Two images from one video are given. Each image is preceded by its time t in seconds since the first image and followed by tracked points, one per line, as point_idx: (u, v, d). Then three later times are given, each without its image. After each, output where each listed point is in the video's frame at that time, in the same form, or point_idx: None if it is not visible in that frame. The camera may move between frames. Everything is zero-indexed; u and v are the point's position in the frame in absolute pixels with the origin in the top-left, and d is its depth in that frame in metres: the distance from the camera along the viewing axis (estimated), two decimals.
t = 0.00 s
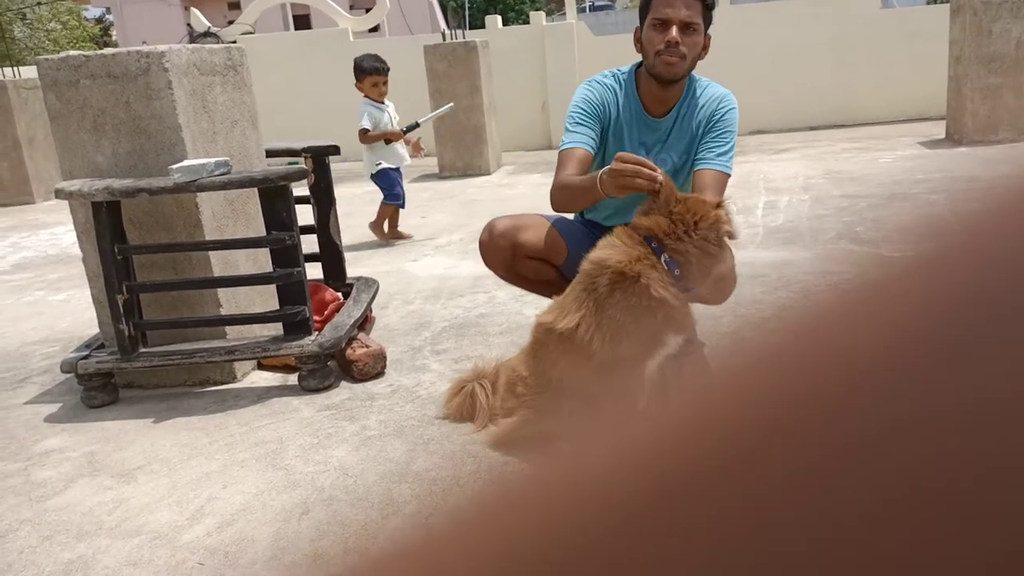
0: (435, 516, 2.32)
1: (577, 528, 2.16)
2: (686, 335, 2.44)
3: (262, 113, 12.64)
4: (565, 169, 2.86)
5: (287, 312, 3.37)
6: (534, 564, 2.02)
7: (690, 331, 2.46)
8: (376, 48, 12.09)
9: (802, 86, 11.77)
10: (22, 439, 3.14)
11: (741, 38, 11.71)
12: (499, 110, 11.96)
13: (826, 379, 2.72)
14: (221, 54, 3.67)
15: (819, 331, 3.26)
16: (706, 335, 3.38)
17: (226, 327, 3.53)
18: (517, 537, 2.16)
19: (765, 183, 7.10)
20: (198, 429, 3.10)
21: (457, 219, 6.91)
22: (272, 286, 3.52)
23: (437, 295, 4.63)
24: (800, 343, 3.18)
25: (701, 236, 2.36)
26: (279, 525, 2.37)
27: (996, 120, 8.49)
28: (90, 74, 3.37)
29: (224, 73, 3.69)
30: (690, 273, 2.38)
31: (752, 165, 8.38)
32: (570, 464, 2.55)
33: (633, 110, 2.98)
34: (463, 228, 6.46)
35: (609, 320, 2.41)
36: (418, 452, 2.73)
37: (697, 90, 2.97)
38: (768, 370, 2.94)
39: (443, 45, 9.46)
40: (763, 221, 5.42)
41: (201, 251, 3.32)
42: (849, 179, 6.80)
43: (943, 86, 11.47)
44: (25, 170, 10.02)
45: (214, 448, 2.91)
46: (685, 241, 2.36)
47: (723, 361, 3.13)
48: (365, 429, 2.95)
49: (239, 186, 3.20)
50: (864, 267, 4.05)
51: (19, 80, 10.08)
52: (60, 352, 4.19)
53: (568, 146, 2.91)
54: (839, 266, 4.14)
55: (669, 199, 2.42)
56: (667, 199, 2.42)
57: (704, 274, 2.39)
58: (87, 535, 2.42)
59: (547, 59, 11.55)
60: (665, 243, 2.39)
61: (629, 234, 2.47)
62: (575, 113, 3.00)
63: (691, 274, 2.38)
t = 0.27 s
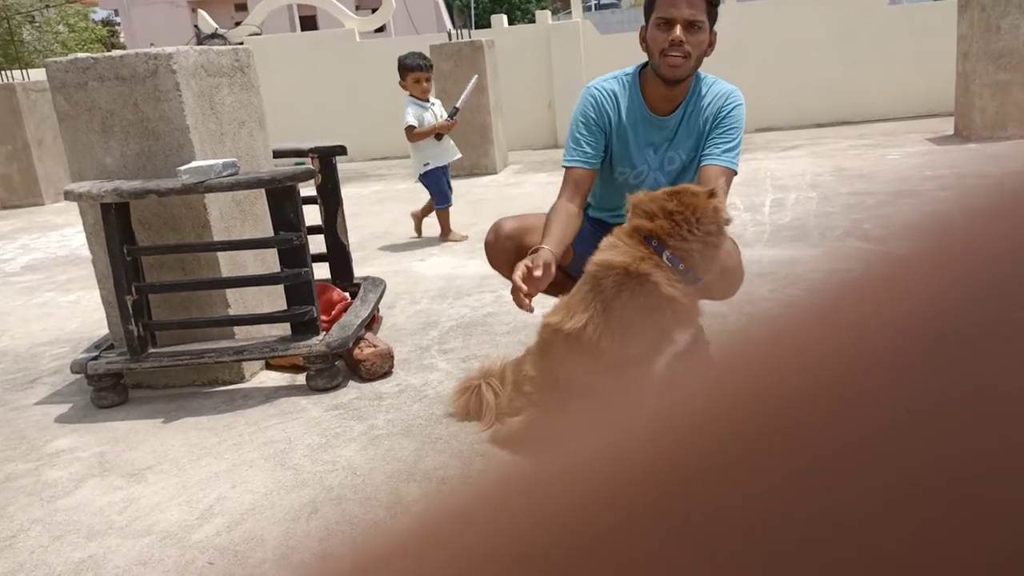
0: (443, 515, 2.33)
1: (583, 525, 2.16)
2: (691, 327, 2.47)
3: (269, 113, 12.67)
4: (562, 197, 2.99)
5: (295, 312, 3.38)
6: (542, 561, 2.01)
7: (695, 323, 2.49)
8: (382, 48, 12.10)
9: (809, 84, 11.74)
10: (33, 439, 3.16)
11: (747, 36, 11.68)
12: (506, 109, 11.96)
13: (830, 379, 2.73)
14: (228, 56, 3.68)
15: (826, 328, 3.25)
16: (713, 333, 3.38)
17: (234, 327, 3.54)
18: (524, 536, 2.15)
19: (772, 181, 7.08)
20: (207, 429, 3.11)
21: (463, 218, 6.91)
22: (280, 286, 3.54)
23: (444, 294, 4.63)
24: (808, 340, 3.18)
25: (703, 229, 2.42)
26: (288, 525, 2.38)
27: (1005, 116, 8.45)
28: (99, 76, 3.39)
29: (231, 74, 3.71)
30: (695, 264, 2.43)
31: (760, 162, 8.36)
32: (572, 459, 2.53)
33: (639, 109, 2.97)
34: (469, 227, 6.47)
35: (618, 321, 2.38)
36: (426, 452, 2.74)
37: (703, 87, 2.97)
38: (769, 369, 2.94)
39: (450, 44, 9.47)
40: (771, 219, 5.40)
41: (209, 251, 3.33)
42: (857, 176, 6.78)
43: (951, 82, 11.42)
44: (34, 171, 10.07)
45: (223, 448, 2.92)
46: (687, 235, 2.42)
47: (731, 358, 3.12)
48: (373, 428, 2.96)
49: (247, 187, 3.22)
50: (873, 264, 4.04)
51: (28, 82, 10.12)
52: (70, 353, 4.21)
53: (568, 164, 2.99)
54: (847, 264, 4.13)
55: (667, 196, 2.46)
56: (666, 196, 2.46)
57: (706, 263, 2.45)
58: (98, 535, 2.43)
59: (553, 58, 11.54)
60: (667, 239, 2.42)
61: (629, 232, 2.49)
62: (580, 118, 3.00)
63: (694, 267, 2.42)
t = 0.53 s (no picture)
0: (450, 513, 2.33)
1: (590, 518, 2.16)
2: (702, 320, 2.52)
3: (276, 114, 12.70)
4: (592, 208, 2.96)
5: (303, 312, 3.39)
6: (549, 556, 2.02)
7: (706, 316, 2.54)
8: (388, 48, 12.12)
9: (816, 81, 11.71)
10: (44, 440, 3.17)
11: (754, 34, 11.67)
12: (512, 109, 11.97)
13: (836, 375, 2.73)
14: (235, 56, 3.69)
15: (834, 326, 3.24)
16: (721, 331, 3.37)
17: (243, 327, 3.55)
18: (533, 531, 2.15)
19: (779, 179, 7.07)
20: (216, 429, 3.13)
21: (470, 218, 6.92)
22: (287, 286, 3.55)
23: (451, 294, 4.64)
24: (815, 336, 3.17)
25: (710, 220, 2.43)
26: (297, 524, 2.39)
27: (1014, 112, 8.42)
28: (107, 78, 3.40)
29: (239, 75, 3.72)
30: (703, 258, 2.45)
31: (766, 160, 8.35)
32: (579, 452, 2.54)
33: (644, 110, 2.97)
34: (476, 227, 6.47)
35: (631, 317, 2.40)
36: (434, 451, 2.74)
37: (707, 83, 2.96)
38: (775, 366, 2.95)
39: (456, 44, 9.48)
40: (778, 217, 5.40)
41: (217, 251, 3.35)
42: (864, 174, 6.76)
43: (958, 79, 11.38)
44: (43, 173, 10.12)
45: (232, 448, 2.94)
46: (693, 228, 2.43)
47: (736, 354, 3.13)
48: (381, 428, 2.97)
49: (255, 188, 3.23)
50: (879, 262, 4.04)
51: (37, 84, 10.17)
52: (79, 353, 4.23)
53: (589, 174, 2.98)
54: (854, 261, 4.13)
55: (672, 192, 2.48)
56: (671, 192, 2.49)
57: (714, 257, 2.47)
58: (108, 534, 2.45)
59: (559, 57, 11.54)
60: (673, 234, 2.45)
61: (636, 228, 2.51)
62: (587, 124, 3.00)
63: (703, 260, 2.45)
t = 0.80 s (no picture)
0: (454, 510, 2.33)
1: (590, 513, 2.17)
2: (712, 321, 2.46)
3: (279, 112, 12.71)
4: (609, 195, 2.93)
5: (307, 309, 3.39)
6: (549, 552, 2.03)
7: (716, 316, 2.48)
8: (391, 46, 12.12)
9: (819, 77, 11.68)
10: (49, 437, 3.18)
11: (757, 29, 11.64)
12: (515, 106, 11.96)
13: (839, 371, 2.73)
14: (238, 54, 3.69)
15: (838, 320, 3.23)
16: (724, 327, 3.36)
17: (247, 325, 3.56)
18: (535, 528, 2.15)
19: (783, 175, 7.06)
20: (220, 426, 3.13)
21: (474, 214, 6.92)
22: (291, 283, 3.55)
23: (454, 291, 4.64)
24: (819, 331, 3.16)
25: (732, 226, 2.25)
26: (301, 521, 2.39)
27: (1018, 107, 8.38)
28: (110, 76, 3.41)
29: (242, 73, 3.72)
30: (720, 262, 2.28)
31: (770, 157, 8.33)
32: (580, 448, 2.55)
33: (647, 107, 2.98)
34: (480, 224, 6.48)
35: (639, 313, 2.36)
36: (438, 448, 2.74)
37: (711, 79, 2.95)
38: (778, 360, 2.95)
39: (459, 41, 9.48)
40: (782, 213, 5.39)
41: (221, 249, 3.35)
42: (868, 169, 6.75)
43: (963, 74, 11.34)
44: (48, 172, 10.13)
45: (237, 445, 2.94)
46: (715, 231, 2.26)
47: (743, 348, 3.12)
48: (385, 425, 2.97)
49: (259, 186, 3.23)
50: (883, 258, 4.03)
51: (41, 83, 10.19)
52: (84, 351, 4.24)
53: (598, 165, 2.98)
54: (858, 257, 4.12)
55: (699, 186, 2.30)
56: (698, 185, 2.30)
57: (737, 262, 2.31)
58: (113, 532, 2.46)
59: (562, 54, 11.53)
60: (695, 236, 2.27)
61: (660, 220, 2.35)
62: (590, 119, 3.00)
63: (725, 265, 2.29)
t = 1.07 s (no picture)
0: (455, 503, 2.33)
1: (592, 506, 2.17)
2: (708, 312, 2.56)
3: (280, 106, 12.69)
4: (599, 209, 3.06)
5: (308, 304, 3.39)
6: (550, 543, 2.03)
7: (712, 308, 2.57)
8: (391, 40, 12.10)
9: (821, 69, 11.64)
10: (51, 432, 3.19)
11: (758, 22, 11.60)
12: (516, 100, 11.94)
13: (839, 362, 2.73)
14: (238, 48, 3.69)
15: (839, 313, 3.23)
16: (725, 320, 3.36)
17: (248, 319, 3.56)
18: (537, 519, 2.16)
19: (784, 168, 7.04)
20: (222, 421, 3.14)
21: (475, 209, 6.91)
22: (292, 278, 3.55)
23: (455, 285, 4.64)
24: (821, 324, 3.16)
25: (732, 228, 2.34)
26: (303, 515, 2.40)
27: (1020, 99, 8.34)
28: (111, 70, 3.40)
29: (242, 67, 3.71)
30: (718, 256, 2.38)
31: (771, 150, 8.31)
32: (582, 436, 2.55)
33: (647, 106, 2.97)
34: (481, 218, 6.47)
35: (637, 308, 2.45)
36: (440, 441, 2.75)
37: (712, 71, 2.93)
38: (779, 350, 2.95)
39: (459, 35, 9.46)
40: (783, 206, 5.38)
41: (222, 244, 3.35)
42: (870, 162, 6.73)
43: (964, 67, 11.29)
44: (48, 167, 10.12)
45: (239, 439, 2.95)
46: (716, 227, 2.35)
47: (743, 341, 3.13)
48: (386, 419, 2.97)
49: (259, 180, 3.23)
50: (885, 251, 4.02)
51: (40, 78, 10.17)
52: (86, 346, 4.24)
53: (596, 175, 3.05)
54: (859, 250, 4.11)
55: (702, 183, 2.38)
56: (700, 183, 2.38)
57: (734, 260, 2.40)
58: (116, 526, 2.46)
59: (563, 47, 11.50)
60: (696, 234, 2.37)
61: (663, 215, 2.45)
62: (593, 126, 3.04)
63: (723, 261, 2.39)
